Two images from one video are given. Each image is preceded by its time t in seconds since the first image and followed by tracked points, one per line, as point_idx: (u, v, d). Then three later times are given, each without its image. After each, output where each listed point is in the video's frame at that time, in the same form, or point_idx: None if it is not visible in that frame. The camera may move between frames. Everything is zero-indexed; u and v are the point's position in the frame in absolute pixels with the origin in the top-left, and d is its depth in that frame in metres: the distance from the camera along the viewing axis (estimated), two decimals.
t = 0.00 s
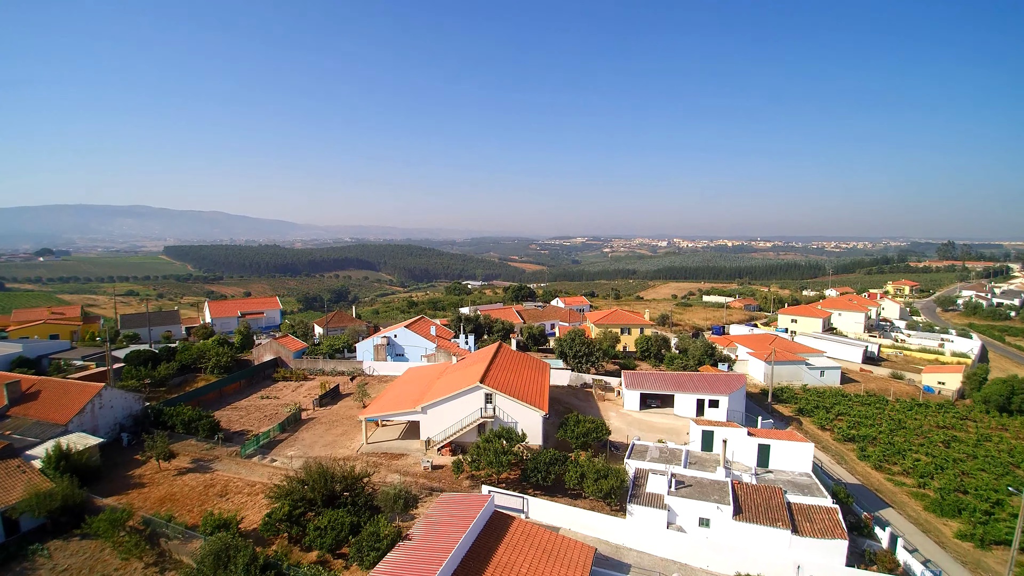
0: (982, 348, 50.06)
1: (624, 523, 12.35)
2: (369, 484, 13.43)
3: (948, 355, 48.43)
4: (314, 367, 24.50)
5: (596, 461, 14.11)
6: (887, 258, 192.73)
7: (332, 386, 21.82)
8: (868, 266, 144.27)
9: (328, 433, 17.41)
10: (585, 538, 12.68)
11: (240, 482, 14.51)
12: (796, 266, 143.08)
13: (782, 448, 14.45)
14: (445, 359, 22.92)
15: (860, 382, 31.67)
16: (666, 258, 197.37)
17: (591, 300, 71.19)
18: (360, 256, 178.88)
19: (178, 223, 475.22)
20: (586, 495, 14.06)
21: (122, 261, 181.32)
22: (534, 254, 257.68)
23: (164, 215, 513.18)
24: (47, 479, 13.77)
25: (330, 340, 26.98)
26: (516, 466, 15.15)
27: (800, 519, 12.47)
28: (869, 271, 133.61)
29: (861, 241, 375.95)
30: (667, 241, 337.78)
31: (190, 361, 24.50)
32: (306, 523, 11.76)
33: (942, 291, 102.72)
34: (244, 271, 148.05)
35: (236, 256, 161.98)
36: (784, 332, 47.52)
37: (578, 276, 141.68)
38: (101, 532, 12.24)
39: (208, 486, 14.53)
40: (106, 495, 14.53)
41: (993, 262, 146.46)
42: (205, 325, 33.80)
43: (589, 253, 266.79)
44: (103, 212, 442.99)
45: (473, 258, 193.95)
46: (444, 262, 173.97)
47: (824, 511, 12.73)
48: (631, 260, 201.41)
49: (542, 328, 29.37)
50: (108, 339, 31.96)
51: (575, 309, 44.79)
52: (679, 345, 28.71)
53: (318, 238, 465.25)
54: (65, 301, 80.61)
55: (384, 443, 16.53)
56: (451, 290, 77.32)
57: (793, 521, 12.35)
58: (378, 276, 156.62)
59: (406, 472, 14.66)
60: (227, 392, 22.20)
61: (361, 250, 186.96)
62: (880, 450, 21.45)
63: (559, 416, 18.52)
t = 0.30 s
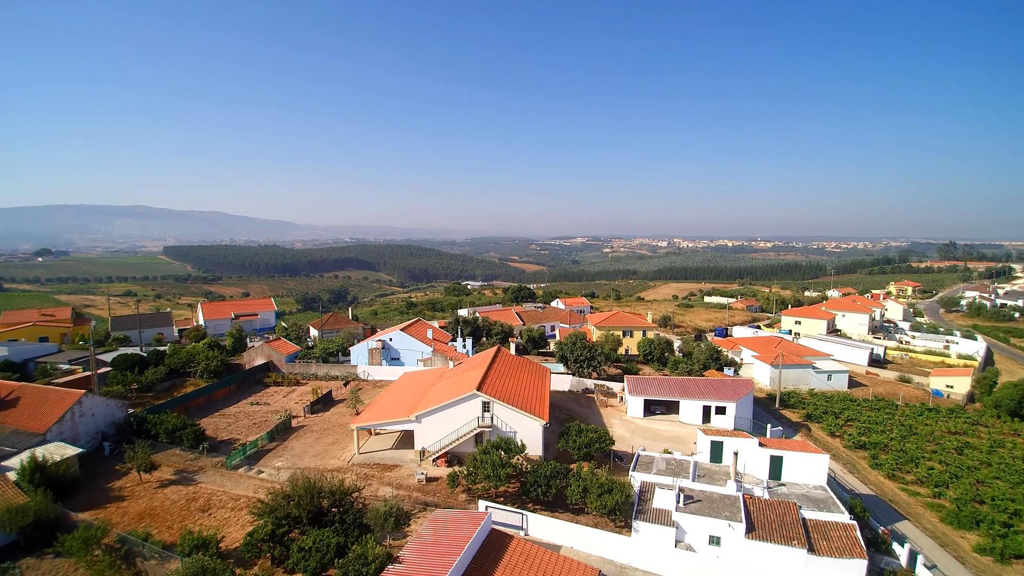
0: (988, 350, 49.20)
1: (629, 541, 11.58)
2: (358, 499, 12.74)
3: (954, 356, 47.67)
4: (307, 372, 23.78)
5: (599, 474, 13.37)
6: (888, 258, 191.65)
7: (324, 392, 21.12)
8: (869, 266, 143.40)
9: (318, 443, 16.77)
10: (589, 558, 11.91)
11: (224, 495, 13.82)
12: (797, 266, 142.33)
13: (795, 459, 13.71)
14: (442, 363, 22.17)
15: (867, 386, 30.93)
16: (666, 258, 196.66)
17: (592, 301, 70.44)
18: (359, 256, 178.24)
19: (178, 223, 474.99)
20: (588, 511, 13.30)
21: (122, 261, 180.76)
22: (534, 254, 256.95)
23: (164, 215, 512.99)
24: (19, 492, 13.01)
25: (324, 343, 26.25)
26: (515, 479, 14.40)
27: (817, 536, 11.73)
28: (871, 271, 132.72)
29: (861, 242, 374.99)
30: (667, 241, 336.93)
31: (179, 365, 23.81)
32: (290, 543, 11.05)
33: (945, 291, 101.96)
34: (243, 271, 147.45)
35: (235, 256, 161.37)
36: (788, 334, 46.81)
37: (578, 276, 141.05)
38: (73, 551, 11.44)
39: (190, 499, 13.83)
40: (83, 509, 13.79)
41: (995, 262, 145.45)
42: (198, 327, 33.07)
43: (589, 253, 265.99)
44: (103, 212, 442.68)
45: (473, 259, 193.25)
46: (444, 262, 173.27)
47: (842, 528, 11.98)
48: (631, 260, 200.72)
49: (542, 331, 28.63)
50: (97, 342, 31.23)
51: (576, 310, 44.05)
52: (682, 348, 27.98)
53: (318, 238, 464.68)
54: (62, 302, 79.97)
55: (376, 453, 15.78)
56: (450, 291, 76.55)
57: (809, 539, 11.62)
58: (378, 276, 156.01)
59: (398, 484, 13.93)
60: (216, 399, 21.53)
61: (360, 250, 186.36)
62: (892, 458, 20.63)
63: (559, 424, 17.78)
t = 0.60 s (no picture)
0: (994, 351, 48.36)
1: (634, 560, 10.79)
2: (347, 515, 12.06)
3: (961, 358, 46.89)
4: (299, 377, 23.10)
5: (602, 488, 12.63)
6: (890, 258, 190.48)
7: (316, 398, 20.43)
8: (870, 266, 142.42)
9: (307, 453, 16.11)
10: None
11: (206, 511, 13.14)
12: (799, 267, 141.64)
13: (809, 472, 12.96)
14: (438, 368, 21.46)
15: (875, 390, 30.22)
16: (666, 258, 196.04)
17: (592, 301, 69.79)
18: (359, 256, 177.66)
19: (178, 223, 474.58)
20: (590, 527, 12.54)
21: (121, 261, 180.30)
22: (534, 254, 257.00)
23: (164, 215, 513.00)
24: None
25: (318, 346, 25.53)
26: (513, 493, 13.65)
27: (834, 558, 10.99)
28: (872, 271, 131.97)
29: (861, 242, 374.50)
30: (667, 241, 336.14)
31: (167, 369, 23.08)
32: (271, 565, 10.29)
33: (947, 292, 101.28)
34: (242, 271, 146.87)
35: (234, 256, 160.79)
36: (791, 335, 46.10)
37: (578, 276, 140.44)
38: (40, 572, 10.44)
39: (170, 514, 13.13)
40: (58, 525, 13.09)
41: (997, 262, 144.43)
42: (190, 329, 32.33)
43: (589, 253, 265.51)
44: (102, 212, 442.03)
45: (473, 259, 192.57)
46: (444, 262, 172.59)
47: (860, 547, 11.25)
48: (631, 260, 200.02)
49: (542, 333, 27.90)
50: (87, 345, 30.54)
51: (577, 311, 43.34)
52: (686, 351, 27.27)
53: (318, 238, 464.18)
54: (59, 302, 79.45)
55: (367, 465, 15.05)
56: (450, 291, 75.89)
57: (827, 560, 10.88)
58: (377, 276, 155.47)
59: (389, 498, 13.20)
60: (204, 404, 20.81)
61: (360, 250, 185.86)
62: (905, 466, 19.75)
63: (559, 433, 17.03)
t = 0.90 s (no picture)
0: (1001, 353, 47.50)
1: None
2: (334, 533, 11.33)
3: (968, 359, 46.03)
4: (291, 382, 22.40)
5: (605, 504, 11.87)
6: (892, 258, 189.39)
7: (307, 405, 19.75)
8: (872, 266, 141.45)
9: (296, 464, 15.43)
10: None
11: (186, 527, 12.41)
12: (800, 267, 140.72)
13: (825, 486, 12.20)
14: (435, 373, 20.70)
15: (884, 394, 29.43)
16: (667, 258, 195.23)
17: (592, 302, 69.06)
18: (358, 256, 176.97)
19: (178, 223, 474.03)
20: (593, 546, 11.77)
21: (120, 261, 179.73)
22: (534, 254, 256.37)
23: (164, 215, 512.68)
24: None
25: (311, 350, 24.78)
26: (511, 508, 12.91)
27: None
28: (874, 272, 131.10)
29: (862, 242, 373.52)
30: (668, 241, 335.36)
31: (155, 374, 22.37)
32: None
33: (951, 292, 100.35)
34: (241, 271, 146.22)
35: (233, 256, 160.21)
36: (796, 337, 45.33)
37: (578, 276, 139.79)
38: None
39: (148, 531, 12.39)
40: (29, 541, 12.35)
41: (1000, 262, 143.41)
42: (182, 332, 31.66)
43: (589, 253, 264.71)
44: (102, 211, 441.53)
45: (473, 259, 191.82)
46: (443, 262, 171.81)
47: (883, 568, 10.48)
48: (632, 260, 199.18)
49: (542, 336, 27.14)
50: (75, 347, 29.84)
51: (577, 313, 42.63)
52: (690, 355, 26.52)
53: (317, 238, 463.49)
54: (55, 302, 78.80)
55: (358, 477, 14.33)
56: (449, 292, 75.20)
57: None
58: (377, 276, 154.74)
59: (380, 514, 12.49)
60: (191, 410, 20.12)
61: (359, 250, 185.22)
62: (919, 475, 18.82)
63: (560, 443, 16.29)
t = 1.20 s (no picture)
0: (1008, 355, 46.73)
1: None
2: (320, 554, 10.63)
3: (975, 361, 45.26)
4: (283, 387, 21.79)
5: (609, 522, 11.13)
6: (892, 257, 188.02)
7: (298, 412, 19.20)
8: (874, 266, 140.68)
9: (283, 477, 14.92)
10: None
11: (164, 545, 11.68)
12: (801, 267, 140.00)
13: (843, 502, 11.45)
14: (431, 378, 20.02)
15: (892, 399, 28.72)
16: (667, 258, 194.58)
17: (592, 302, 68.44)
18: (358, 256, 176.43)
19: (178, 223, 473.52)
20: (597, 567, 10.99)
21: (120, 261, 179.25)
22: (534, 254, 255.92)
23: (164, 215, 512.48)
24: None
25: (304, 354, 24.12)
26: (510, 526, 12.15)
27: None
28: (875, 272, 130.45)
29: (863, 242, 372.79)
30: (668, 241, 334.83)
31: (142, 379, 21.63)
32: None
33: (954, 293, 99.61)
34: (240, 271, 145.70)
35: (232, 256, 159.74)
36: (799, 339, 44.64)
37: (578, 276, 139.21)
38: None
39: (124, 549, 11.64)
40: None
41: (1002, 262, 142.44)
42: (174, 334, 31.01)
43: (588, 253, 264.19)
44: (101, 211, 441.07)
45: (472, 259, 191.24)
46: (443, 262, 171.23)
47: None
48: (632, 260, 198.57)
49: (542, 339, 26.46)
50: (64, 350, 29.20)
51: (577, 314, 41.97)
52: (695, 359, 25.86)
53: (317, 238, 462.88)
54: (52, 303, 78.27)
55: (349, 492, 13.65)
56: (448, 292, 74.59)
57: None
58: (376, 276, 154.20)
59: (370, 532, 11.77)
60: (177, 418, 19.46)
61: (359, 250, 184.73)
62: (933, 484, 17.89)
63: (561, 455, 15.58)
